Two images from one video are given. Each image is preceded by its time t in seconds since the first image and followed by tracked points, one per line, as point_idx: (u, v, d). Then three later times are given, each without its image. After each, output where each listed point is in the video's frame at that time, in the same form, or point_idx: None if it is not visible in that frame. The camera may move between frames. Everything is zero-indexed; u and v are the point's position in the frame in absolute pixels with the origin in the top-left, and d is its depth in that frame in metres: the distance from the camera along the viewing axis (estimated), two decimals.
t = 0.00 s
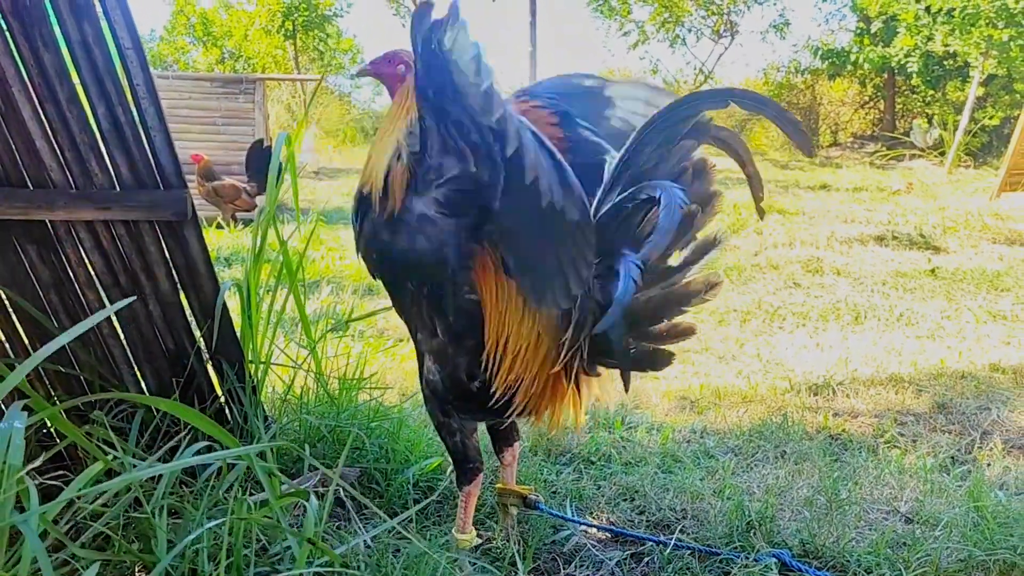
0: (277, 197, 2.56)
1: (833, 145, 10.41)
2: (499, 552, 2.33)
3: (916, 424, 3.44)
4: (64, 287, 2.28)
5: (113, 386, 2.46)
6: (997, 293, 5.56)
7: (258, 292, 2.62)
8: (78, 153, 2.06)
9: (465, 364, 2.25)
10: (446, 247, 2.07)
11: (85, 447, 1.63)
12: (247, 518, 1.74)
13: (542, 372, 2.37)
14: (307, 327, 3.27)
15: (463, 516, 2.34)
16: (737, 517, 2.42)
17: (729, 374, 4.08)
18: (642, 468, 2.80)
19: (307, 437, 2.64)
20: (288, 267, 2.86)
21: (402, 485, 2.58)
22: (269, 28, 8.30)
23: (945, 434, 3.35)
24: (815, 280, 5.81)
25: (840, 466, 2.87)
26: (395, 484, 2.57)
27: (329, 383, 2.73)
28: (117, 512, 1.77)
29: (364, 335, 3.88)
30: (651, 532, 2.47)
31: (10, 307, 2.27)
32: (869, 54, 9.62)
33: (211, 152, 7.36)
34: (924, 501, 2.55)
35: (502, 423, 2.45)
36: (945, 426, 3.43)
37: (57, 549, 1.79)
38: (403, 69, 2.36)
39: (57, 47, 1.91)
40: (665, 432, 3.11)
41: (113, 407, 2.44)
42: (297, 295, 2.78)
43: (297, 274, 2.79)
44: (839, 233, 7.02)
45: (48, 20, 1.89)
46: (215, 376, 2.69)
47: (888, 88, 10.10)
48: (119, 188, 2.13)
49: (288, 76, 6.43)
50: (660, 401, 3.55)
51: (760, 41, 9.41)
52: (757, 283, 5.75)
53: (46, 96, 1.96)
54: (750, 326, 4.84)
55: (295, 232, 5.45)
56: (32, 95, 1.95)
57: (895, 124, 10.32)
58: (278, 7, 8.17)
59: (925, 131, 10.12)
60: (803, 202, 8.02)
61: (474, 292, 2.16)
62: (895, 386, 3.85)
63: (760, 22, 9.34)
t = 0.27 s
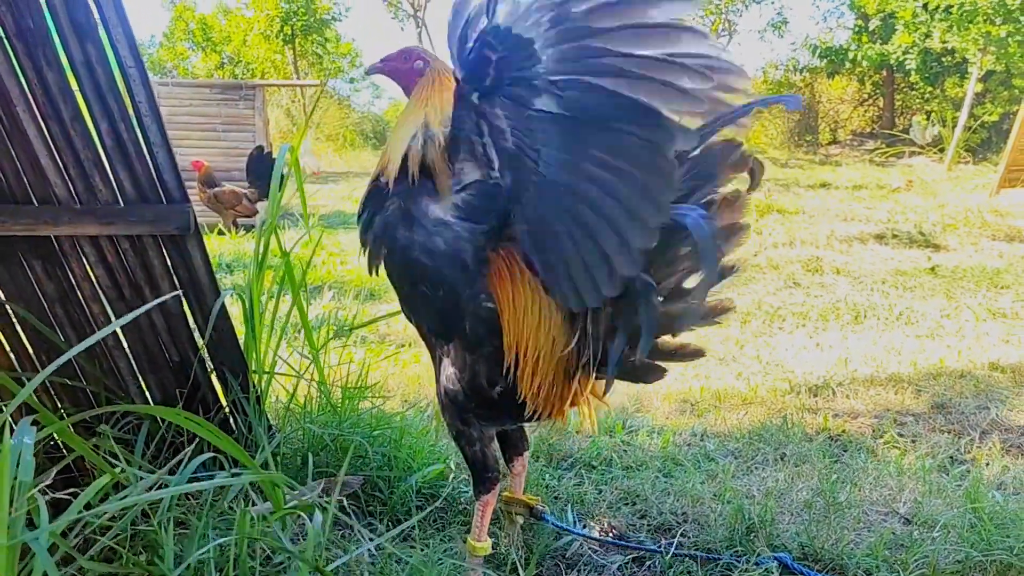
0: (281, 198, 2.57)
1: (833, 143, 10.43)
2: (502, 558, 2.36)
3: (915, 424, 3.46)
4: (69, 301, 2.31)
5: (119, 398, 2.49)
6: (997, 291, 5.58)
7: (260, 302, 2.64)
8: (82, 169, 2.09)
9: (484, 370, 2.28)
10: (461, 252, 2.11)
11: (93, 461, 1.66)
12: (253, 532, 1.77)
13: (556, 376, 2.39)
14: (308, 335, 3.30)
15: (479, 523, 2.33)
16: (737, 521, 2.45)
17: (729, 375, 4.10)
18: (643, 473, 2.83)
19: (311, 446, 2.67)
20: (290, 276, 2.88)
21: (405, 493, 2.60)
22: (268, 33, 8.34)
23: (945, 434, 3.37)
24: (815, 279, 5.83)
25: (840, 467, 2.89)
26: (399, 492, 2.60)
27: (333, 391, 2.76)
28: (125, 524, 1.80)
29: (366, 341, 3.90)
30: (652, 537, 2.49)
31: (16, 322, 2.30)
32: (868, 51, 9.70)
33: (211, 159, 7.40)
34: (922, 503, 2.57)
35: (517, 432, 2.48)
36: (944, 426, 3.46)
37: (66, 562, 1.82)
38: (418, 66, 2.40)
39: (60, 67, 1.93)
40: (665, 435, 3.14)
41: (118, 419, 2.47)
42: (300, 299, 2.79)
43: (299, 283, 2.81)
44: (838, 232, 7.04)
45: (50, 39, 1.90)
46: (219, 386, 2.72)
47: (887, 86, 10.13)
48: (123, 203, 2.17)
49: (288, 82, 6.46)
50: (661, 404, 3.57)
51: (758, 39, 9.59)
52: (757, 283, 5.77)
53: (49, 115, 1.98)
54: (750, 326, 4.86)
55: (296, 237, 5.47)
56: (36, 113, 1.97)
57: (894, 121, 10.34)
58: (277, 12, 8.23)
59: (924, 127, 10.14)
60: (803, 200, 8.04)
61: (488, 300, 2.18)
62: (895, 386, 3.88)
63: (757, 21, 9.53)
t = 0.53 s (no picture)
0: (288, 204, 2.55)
1: (838, 142, 10.41)
2: (511, 560, 2.38)
3: (921, 423, 3.47)
4: (81, 307, 2.33)
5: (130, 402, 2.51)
6: (1004, 289, 5.57)
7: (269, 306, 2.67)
8: (93, 177, 2.11)
9: (494, 365, 2.30)
10: (470, 248, 2.13)
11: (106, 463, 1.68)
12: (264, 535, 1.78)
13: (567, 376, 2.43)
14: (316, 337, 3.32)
15: (488, 520, 2.36)
16: (744, 521, 2.46)
17: (736, 375, 4.11)
18: (650, 473, 2.84)
19: (320, 448, 2.69)
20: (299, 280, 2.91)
21: (414, 494, 2.62)
22: (272, 36, 8.37)
23: (951, 434, 3.37)
24: (821, 279, 5.83)
25: (847, 467, 2.90)
26: (408, 494, 2.62)
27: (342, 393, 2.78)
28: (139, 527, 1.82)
29: (373, 343, 3.92)
30: (659, 537, 2.51)
31: (28, 327, 2.33)
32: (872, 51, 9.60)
33: (217, 162, 7.43)
34: (929, 502, 2.58)
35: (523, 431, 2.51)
36: (950, 426, 3.46)
37: (81, 564, 1.84)
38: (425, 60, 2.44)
39: (73, 76, 1.95)
40: (672, 436, 3.15)
41: (128, 422, 2.49)
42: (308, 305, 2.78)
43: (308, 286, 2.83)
44: (844, 231, 7.03)
45: (62, 49, 1.92)
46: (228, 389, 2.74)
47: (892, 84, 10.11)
48: (133, 209, 2.19)
49: (292, 85, 6.49)
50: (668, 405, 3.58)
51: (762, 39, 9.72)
52: (763, 283, 5.77)
53: (61, 123, 2.00)
54: (756, 326, 4.87)
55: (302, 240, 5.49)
56: (48, 122, 1.99)
57: (899, 120, 10.33)
58: (281, 15, 8.25)
59: (930, 125, 10.11)
60: (808, 199, 8.03)
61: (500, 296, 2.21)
62: (901, 385, 3.88)
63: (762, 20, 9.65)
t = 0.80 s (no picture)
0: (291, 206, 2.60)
1: (840, 140, 10.42)
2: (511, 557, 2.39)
3: (921, 421, 3.48)
4: (83, 305, 2.34)
5: (132, 400, 2.52)
6: (1005, 287, 5.57)
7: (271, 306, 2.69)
8: (96, 176, 2.12)
9: (498, 358, 2.34)
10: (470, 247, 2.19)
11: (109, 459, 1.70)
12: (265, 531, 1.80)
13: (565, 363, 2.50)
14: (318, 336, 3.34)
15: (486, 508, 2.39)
16: (743, 518, 2.47)
17: (736, 374, 4.12)
18: (650, 471, 2.85)
19: (321, 446, 2.70)
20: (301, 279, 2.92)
21: (415, 492, 2.63)
22: (274, 34, 8.40)
23: (951, 431, 3.39)
24: (822, 277, 5.84)
25: (846, 465, 2.91)
26: (408, 492, 2.63)
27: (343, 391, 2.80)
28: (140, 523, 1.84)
29: (375, 342, 3.94)
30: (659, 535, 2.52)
31: (31, 326, 2.34)
32: (874, 48, 9.66)
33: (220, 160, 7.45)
34: (928, 499, 2.59)
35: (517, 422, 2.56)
36: (950, 424, 3.46)
37: (83, 560, 1.85)
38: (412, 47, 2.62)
39: (75, 77, 1.96)
40: (672, 435, 3.16)
41: (130, 419, 2.50)
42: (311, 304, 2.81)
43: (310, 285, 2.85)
44: (846, 230, 7.04)
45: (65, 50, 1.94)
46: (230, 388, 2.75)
47: (894, 82, 10.12)
48: (135, 209, 2.21)
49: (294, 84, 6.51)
50: (668, 404, 3.59)
51: (763, 37, 9.96)
52: (764, 281, 5.79)
53: (65, 123, 2.02)
54: (757, 325, 4.88)
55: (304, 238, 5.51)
56: (52, 122, 2.00)
57: (900, 118, 10.34)
58: (283, 14, 8.28)
59: (932, 124, 10.11)
60: (810, 198, 8.04)
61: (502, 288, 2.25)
62: (901, 383, 3.89)
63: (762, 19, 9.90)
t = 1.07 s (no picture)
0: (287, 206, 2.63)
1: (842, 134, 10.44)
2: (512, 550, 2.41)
3: (920, 415, 3.50)
4: (89, 302, 2.36)
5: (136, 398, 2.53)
6: (1006, 282, 5.58)
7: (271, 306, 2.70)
8: (101, 175, 2.14)
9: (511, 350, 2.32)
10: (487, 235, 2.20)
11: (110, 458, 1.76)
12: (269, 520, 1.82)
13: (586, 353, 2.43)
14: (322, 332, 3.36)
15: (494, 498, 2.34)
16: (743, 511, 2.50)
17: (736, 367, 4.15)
18: (650, 465, 2.88)
19: (323, 440, 2.72)
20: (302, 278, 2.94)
21: (416, 486, 2.65)
22: (275, 30, 8.42)
23: (950, 425, 3.41)
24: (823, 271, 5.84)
25: (845, 459, 2.93)
26: (409, 486, 2.65)
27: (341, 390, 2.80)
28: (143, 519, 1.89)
29: (377, 338, 3.97)
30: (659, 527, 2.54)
31: (38, 324, 2.35)
32: (876, 42, 9.67)
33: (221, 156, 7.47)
34: (925, 492, 2.62)
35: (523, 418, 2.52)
36: (948, 418, 3.49)
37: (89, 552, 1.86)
38: (406, 38, 2.32)
39: (80, 77, 1.99)
40: (673, 429, 3.18)
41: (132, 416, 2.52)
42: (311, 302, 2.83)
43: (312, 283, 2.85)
44: (846, 224, 7.05)
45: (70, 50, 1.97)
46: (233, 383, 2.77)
47: (895, 75, 10.13)
48: (140, 207, 2.24)
49: (295, 79, 6.53)
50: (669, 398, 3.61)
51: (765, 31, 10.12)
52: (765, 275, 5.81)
53: (69, 123, 2.04)
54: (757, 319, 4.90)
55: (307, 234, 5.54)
56: (57, 121, 2.02)
57: (902, 112, 10.36)
58: (284, 9, 8.30)
59: (934, 117, 10.10)
60: (811, 192, 8.05)
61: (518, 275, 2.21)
62: (900, 377, 3.91)
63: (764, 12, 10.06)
